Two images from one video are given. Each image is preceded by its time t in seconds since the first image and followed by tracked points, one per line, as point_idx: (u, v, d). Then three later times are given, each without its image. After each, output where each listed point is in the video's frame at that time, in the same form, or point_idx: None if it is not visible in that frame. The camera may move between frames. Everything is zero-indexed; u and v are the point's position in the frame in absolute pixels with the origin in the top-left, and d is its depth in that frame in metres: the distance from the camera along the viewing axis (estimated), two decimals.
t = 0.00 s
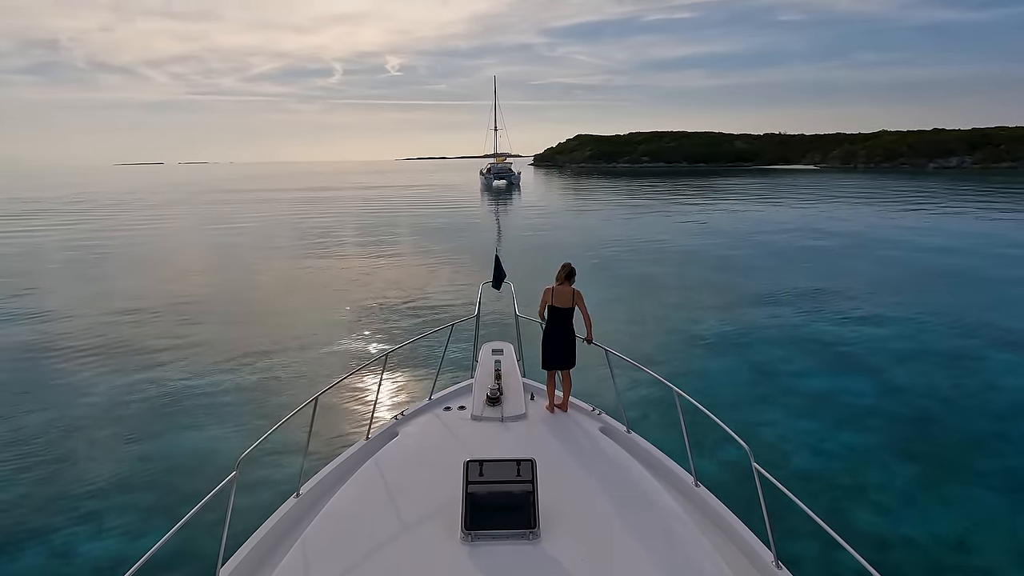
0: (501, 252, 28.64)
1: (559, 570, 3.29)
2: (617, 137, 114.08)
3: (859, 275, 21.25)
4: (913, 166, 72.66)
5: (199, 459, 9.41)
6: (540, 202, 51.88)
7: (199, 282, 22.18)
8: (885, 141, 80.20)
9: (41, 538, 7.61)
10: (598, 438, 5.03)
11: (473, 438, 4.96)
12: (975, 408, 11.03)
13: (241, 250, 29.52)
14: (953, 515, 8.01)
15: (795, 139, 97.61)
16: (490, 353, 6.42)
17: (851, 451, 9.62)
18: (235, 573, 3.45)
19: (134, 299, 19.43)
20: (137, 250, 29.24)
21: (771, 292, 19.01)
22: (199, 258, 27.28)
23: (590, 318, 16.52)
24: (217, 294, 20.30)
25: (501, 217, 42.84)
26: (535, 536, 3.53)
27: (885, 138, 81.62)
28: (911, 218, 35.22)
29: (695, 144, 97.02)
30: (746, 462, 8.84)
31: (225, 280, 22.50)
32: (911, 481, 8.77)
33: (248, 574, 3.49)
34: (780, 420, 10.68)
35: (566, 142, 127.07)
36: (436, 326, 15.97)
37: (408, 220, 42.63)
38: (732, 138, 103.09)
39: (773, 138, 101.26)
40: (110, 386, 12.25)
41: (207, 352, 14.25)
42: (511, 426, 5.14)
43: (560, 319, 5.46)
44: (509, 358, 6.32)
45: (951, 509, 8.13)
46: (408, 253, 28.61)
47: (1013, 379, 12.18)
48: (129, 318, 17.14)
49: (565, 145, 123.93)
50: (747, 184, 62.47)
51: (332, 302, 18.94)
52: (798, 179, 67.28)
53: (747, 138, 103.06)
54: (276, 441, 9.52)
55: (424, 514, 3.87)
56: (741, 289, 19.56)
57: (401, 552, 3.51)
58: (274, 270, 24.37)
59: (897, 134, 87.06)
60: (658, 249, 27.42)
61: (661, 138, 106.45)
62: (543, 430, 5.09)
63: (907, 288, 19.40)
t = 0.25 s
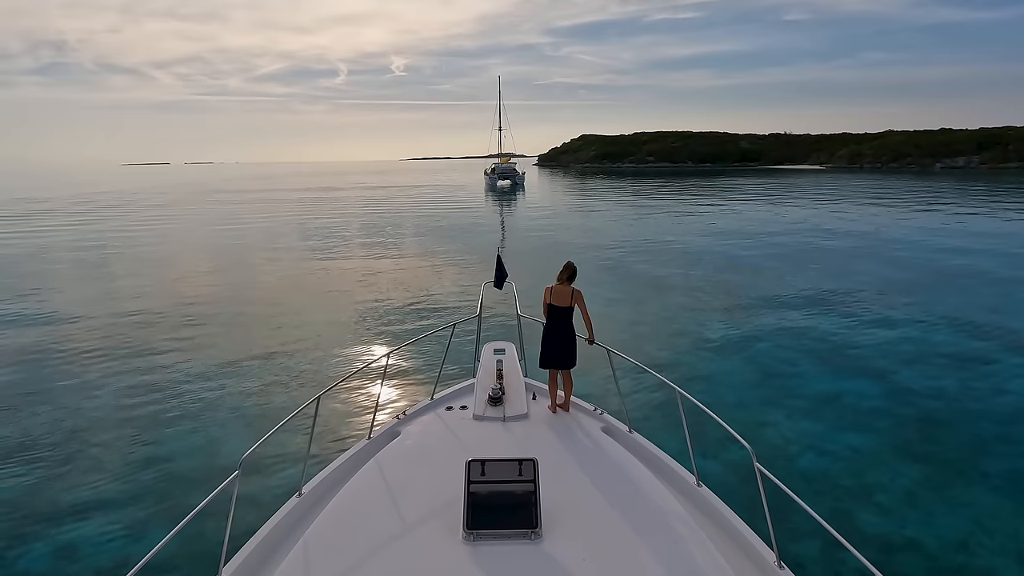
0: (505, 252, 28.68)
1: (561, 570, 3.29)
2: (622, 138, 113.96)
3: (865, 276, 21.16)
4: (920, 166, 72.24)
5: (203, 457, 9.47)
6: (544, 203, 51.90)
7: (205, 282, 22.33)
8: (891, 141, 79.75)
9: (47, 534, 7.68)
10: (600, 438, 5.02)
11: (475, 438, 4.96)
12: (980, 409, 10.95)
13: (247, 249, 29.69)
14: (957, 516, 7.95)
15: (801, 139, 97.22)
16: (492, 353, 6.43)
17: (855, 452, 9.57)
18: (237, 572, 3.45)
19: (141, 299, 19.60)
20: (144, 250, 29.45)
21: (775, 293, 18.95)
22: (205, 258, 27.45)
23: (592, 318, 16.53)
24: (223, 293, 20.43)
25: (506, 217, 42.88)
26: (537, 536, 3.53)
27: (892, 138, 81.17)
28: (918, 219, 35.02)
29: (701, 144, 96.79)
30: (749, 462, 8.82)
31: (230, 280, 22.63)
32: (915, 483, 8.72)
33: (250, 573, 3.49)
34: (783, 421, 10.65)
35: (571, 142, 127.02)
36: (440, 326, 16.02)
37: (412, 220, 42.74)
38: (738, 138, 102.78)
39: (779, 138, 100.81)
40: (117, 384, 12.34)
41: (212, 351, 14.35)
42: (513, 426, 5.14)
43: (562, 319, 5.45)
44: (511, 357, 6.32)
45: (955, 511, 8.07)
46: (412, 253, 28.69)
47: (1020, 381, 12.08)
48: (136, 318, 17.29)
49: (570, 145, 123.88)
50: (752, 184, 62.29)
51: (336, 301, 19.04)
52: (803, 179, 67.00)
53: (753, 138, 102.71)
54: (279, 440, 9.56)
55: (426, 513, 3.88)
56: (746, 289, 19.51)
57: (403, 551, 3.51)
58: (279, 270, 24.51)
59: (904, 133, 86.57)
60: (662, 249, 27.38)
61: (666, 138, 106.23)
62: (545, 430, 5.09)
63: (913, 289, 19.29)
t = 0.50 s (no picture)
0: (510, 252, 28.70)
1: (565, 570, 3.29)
2: (628, 138, 113.76)
3: (872, 276, 21.01)
4: (929, 166, 71.67)
5: (210, 455, 9.54)
6: (550, 202, 51.89)
7: (211, 281, 22.49)
8: (900, 140, 79.18)
9: (55, 529, 7.77)
10: (604, 437, 5.02)
11: (479, 438, 4.97)
12: (987, 410, 10.85)
13: (255, 249, 29.90)
14: (963, 517, 7.89)
15: (808, 139, 96.69)
16: (495, 353, 6.43)
17: (860, 452, 9.51)
18: (241, 571, 3.47)
19: (149, 298, 19.77)
20: (151, 250, 29.68)
21: (781, 293, 18.86)
22: (212, 258, 27.64)
23: (596, 317, 16.52)
24: (230, 293, 20.58)
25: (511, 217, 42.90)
26: (540, 535, 3.53)
27: (901, 138, 80.55)
28: (926, 219, 34.75)
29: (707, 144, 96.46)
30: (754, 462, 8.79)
31: (237, 279, 22.78)
32: (920, 484, 8.66)
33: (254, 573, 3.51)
34: (788, 421, 10.60)
35: (576, 142, 126.91)
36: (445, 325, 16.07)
37: (418, 220, 42.84)
38: (745, 138, 102.37)
39: (786, 138, 100.27)
40: (125, 382, 12.46)
41: (219, 350, 14.46)
42: (516, 425, 5.14)
43: (564, 318, 5.45)
44: (514, 357, 6.32)
45: (961, 512, 8.01)
46: (418, 252, 28.77)
47: None
48: (145, 317, 17.45)
49: (576, 145, 123.73)
50: (759, 184, 62.03)
51: (342, 301, 19.12)
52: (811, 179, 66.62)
53: (760, 138, 102.26)
54: (283, 439, 9.62)
55: (429, 513, 3.88)
56: (751, 289, 19.43)
57: (406, 551, 3.52)
58: (286, 269, 24.65)
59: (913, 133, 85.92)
60: (668, 249, 27.32)
61: (672, 138, 105.93)
62: (548, 430, 5.09)
63: (921, 289, 19.15)
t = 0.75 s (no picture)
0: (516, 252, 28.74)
1: (568, 570, 3.29)
2: (635, 138, 113.53)
3: (880, 277, 20.91)
4: (939, 166, 71.26)
5: (217, 453, 9.62)
6: (556, 203, 51.88)
7: (219, 281, 22.66)
8: (909, 140, 78.63)
9: (65, 526, 7.86)
10: (607, 437, 5.03)
11: (482, 437, 4.98)
12: (995, 411, 10.76)
13: (262, 249, 30.09)
14: (970, 518, 7.83)
15: (816, 139, 96.16)
16: (499, 353, 6.44)
17: (866, 452, 9.46)
18: (246, 571, 3.49)
19: (157, 298, 19.96)
20: (160, 250, 29.94)
21: (788, 293, 18.79)
22: (219, 257, 27.86)
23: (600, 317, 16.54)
24: (237, 292, 20.72)
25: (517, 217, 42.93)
26: (544, 535, 3.53)
27: (910, 137, 79.96)
28: (935, 219, 34.51)
29: (714, 144, 96.11)
30: (759, 462, 8.76)
31: (244, 279, 22.95)
32: (927, 485, 8.60)
33: (257, 573, 3.53)
34: (793, 421, 10.56)
35: (583, 142, 126.78)
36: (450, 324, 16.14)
37: (424, 220, 42.96)
38: (752, 138, 101.94)
39: (794, 138, 99.76)
40: (133, 381, 12.58)
41: (227, 349, 14.58)
42: (520, 425, 5.15)
43: (568, 318, 5.45)
44: (518, 357, 6.33)
45: (967, 513, 7.94)
46: (423, 252, 28.88)
47: None
48: (154, 317, 17.61)
49: (583, 145, 123.64)
50: (766, 184, 61.76)
51: (348, 301, 19.24)
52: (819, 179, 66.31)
53: (767, 138, 101.78)
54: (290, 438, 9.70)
55: (432, 512, 3.90)
56: (758, 289, 19.37)
57: (409, 551, 3.53)
58: (293, 269, 24.79)
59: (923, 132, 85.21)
60: (674, 250, 27.26)
61: (679, 138, 105.62)
62: (551, 429, 5.10)
63: (929, 290, 19.03)
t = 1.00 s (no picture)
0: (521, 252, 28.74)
1: (571, 570, 3.29)
2: (641, 138, 113.23)
3: (887, 277, 20.76)
4: (948, 165, 70.68)
5: (223, 450, 9.70)
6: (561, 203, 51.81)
7: (225, 280, 22.78)
8: (918, 139, 78.00)
9: (74, 520, 7.95)
10: (612, 437, 5.02)
11: (486, 437, 4.98)
12: (1004, 412, 10.64)
13: (268, 249, 30.23)
14: (976, 519, 7.76)
15: (823, 138, 95.58)
16: (503, 352, 6.44)
17: (872, 453, 9.40)
18: (249, 570, 3.50)
19: (164, 296, 20.10)
20: (167, 249, 30.12)
21: (794, 293, 18.70)
22: (225, 257, 28.00)
23: (605, 317, 16.53)
24: (244, 292, 20.84)
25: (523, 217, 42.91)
26: (548, 535, 3.53)
27: (919, 137, 79.29)
28: (944, 219, 34.24)
29: (721, 144, 95.68)
30: (764, 462, 8.73)
31: (250, 278, 23.07)
32: (933, 486, 8.53)
33: (261, 572, 3.54)
34: (799, 421, 10.52)
35: (589, 142, 126.56)
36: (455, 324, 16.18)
37: (429, 220, 43.01)
38: (759, 137, 101.45)
39: (801, 138, 99.18)
40: (142, 379, 12.68)
41: (233, 348, 14.67)
42: (524, 425, 5.15)
43: (573, 318, 5.44)
44: (522, 356, 6.33)
45: (974, 514, 7.88)
46: (428, 252, 28.92)
47: None
48: (162, 315, 17.75)
49: (588, 145, 123.43)
50: (772, 184, 61.44)
51: (353, 300, 19.31)
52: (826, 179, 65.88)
53: (774, 138, 101.26)
54: (295, 436, 9.76)
55: (436, 512, 3.91)
56: (763, 289, 19.29)
57: (412, 550, 3.54)
58: (300, 269, 24.90)
59: (931, 132, 84.48)
60: (680, 250, 27.19)
61: (685, 138, 105.22)
62: (555, 429, 5.10)
63: (936, 290, 18.89)
